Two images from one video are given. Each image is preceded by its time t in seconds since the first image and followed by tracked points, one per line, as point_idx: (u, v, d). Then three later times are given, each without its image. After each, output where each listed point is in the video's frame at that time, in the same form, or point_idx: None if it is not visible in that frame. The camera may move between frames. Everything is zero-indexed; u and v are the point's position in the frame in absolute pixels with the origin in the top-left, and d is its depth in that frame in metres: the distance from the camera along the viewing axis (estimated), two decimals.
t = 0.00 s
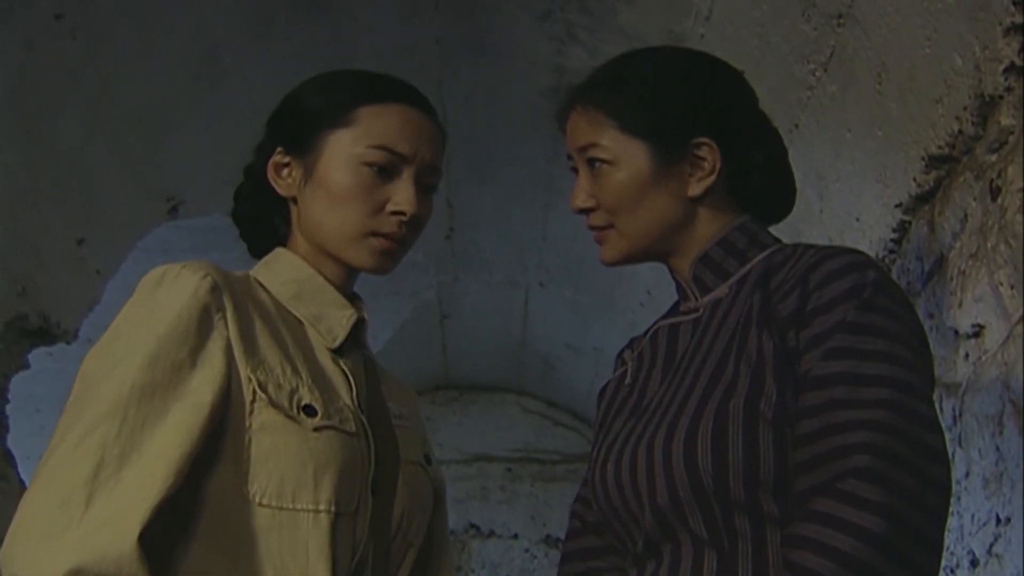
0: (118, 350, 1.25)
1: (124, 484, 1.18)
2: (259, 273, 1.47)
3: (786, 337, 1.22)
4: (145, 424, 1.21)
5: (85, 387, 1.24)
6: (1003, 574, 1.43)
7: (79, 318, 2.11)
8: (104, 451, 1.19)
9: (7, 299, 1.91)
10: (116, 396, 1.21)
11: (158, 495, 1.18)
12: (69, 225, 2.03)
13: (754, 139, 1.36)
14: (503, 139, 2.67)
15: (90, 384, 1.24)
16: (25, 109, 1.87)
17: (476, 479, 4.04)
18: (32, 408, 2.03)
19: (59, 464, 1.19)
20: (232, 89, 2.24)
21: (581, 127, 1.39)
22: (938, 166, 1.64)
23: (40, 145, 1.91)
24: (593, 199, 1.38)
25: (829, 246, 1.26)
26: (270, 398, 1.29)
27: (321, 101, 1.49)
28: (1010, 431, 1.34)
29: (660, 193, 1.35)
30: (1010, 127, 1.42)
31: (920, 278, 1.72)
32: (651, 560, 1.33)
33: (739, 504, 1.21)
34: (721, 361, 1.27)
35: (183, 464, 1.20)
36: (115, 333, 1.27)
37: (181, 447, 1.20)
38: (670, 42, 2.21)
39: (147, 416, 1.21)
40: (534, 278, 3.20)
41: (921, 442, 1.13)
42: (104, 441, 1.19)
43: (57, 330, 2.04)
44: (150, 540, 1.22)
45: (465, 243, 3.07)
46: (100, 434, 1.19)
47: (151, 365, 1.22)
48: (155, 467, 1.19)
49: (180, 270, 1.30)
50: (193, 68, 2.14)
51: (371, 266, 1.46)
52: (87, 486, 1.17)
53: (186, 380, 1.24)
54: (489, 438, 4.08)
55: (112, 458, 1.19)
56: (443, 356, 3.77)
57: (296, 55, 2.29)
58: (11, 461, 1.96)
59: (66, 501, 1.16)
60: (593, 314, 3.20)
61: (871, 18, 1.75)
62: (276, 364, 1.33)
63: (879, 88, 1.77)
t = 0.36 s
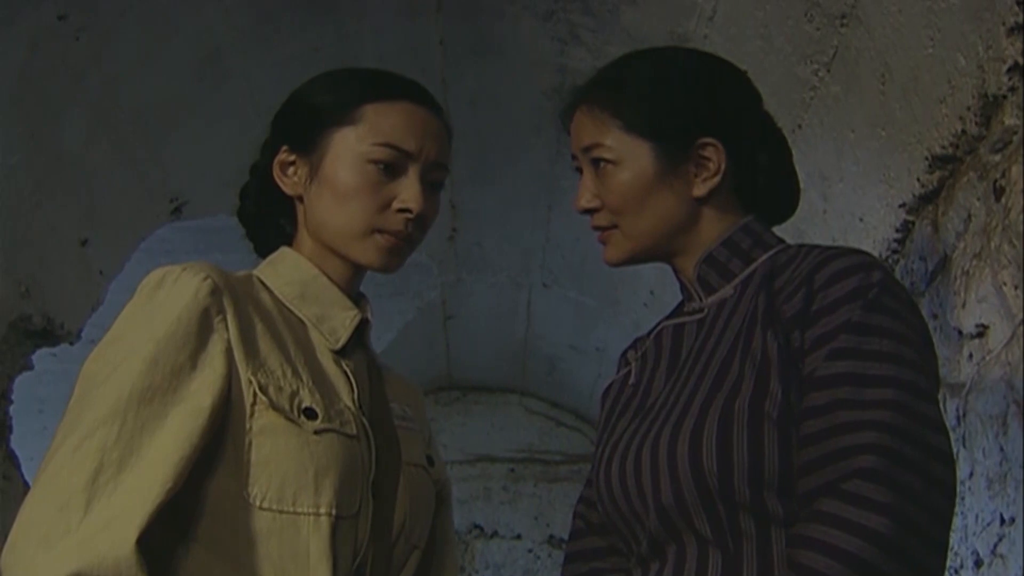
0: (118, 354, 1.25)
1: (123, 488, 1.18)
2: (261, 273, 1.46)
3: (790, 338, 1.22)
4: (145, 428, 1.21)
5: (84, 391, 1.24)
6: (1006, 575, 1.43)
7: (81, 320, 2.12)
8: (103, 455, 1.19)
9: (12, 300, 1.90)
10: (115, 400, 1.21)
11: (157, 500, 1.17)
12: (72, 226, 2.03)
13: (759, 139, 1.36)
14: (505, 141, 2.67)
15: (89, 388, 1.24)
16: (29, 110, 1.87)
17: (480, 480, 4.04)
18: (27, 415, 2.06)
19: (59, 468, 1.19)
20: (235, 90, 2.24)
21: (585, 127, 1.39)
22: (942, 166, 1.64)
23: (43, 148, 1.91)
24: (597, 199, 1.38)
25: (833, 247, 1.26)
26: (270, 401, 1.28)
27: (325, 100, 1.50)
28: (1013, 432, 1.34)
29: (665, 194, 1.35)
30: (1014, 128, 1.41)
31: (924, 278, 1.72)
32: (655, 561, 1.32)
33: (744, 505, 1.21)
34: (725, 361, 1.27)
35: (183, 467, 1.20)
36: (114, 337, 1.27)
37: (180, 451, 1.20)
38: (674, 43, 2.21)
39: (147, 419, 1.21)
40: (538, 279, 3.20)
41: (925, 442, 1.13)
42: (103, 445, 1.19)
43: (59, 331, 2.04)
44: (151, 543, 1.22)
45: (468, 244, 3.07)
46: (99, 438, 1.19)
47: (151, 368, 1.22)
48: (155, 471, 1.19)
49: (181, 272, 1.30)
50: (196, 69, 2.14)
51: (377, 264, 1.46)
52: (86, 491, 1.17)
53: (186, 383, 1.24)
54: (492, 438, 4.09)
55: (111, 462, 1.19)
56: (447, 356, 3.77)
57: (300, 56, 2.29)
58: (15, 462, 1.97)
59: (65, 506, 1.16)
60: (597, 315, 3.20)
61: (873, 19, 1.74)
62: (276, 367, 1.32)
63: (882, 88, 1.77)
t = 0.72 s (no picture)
0: (123, 350, 1.25)
1: (128, 484, 1.18)
2: (266, 269, 1.46)
3: (795, 338, 1.22)
4: (149, 424, 1.21)
5: (90, 388, 1.24)
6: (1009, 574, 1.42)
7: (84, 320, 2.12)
8: (108, 452, 1.19)
9: (15, 300, 1.89)
10: (120, 396, 1.21)
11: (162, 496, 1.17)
12: (75, 225, 2.03)
13: (763, 138, 1.36)
14: (507, 141, 2.67)
15: (94, 385, 1.24)
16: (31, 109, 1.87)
17: (483, 480, 4.04)
18: (30, 410, 2.08)
19: (63, 465, 1.19)
20: (238, 90, 2.24)
21: (590, 127, 1.39)
22: (944, 165, 1.64)
23: (46, 148, 1.91)
24: (601, 199, 1.38)
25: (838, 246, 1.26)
26: (275, 398, 1.29)
27: (329, 99, 1.50)
28: (1016, 431, 1.34)
29: (669, 193, 1.35)
30: (1016, 127, 1.41)
31: (927, 277, 1.72)
32: (660, 560, 1.32)
33: (748, 504, 1.21)
34: (730, 361, 1.27)
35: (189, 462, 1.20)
36: (120, 334, 1.27)
37: (185, 446, 1.20)
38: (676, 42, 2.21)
39: (152, 415, 1.21)
40: (540, 279, 3.20)
41: (930, 442, 1.13)
42: (108, 441, 1.19)
43: (61, 330, 2.04)
44: (155, 540, 1.21)
45: (470, 244, 3.07)
46: (104, 434, 1.20)
47: (156, 364, 1.22)
48: (160, 466, 1.19)
49: (186, 268, 1.30)
50: (198, 69, 2.14)
51: (377, 265, 1.46)
52: (91, 487, 1.17)
53: (191, 379, 1.24)
54: (495, 439, 4.08)
55: (117, 459, 1.19)
56: (448, 356, 3.77)
57: (303, 55, 2.29)
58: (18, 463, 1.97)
59: (71, 502, 1.17)
60: (600, 315, 3.20)
61: (876, 18, 1.75)
62: (281, 363, 1.32)
63: (884, 88, 1.77)
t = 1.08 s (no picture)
0: (133, 346, 1.25)
1: (139, 479, 1.18)
2: (271, 270, 1.47)
3: (799, 338, 1.22)
4: (160, 419, 1.21)
5: (101, 383, 1.24)
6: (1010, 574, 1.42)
7: (85, 319, 2.10)
8: (119, 446, 1.19)
9: (15, 300, 1.89)
10: (131, 392, 1.21)
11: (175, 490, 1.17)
12: (75, 225, 2.03)
13: (768, 139, 1.36)
14: (508, 142, 2.67)
15: (104, 379, 1.23)
16: (31, 109, 1.87)
17: (484, 479, 4.04)
18: (41, 412, 2.06)
19: (74, 459, 1.19)
20: (239, 91, 2.23)
21: (594, 128, 1.39)
22: (945, 165, 1.64)
23: (45, 148, 1.91)
24: (606, 199, 1.38)
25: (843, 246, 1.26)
26: (284, 394, 1.29)
27: (331, 99, 1.50)
28: (1017, 431, 1.34)
29: (673, 194, 1.35)
30: (1017, 127, 1.41)
31: (929, 277, 1.72)
32: (663, 559, 1.32)
33: (752, 505, 1.21)
34: (734, 361, 1.27)
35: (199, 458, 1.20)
36: (129, 328, 1.27)
37: (196, 443, 1.20)
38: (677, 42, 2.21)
39: (163, 411, 1.21)
40: (541, 279, 3.19)
41: (934, 444, 1.13)
42: (119, 436, 1.19)
43: (63, 331, 2.03)
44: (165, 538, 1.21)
45: (470, 244, 3.07)
46: (115, 430, 1.19)
47: (168, 360, 1.22)
48: (174, 460, 1.19)
49: (195, 265, 1.30)
50: (199, 68, 2.13)
51: (375, 267, 1.46)
52: (103, 482, 1.17)
53: (201, 376, 1.24)
54: (495, 439, 4.09)
55: (128, 454, 1.19)
56: (449, 356, 3.77)
57: (305, 55, 2.28)
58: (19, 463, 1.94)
59: (82, 496, 1.16)
60: (601, 315, 3.20)
61: (877, 18, 1.75)
62: (290, 360, 1.33)
63: (885, 88, 1.77)
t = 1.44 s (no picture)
0: (144, 350, 1.25)
1: (148, 481, 1.18)
2: (287, 276, 1.47)
3: (802, 338, 1.22)
4: (169, 423, 1.21)
5: (113, 387, 1.24)
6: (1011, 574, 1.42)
7: (86, 320, 2.11)
8: (129, 451, 1.19)
9: (17, 300, 1.89)
10: (140, 396, 1.21)
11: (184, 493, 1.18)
12: (76, 223, 2.03)
13: (772, 139, 1.36)
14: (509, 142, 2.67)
15: (115, 384, 1.24)
16: (34, 109, 1.87)
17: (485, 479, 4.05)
18: (38, 419, 2.03)
19: (86, 464, 1.19)
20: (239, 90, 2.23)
21: (598, 128, 1.38)
22: (947, 164, 1.65)
23: (46, 148, 1.91)
24: (609, 199, 1.38)
25: (847, 246, 1.26)
26: (292, 396, 1.28)
27: (328, 102, 1.49)
28: (1017, 431, 1.34)
29: (678, 194, 1.35)
30: (1017, 128, 1.41)
31: (929, 276, 1.72)
32: (666, 560, 1.32)
33: (756, 505, 1.21)
34: (738, 361, 1.27)
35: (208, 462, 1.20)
36: (140, 334, 1.27)
37: (206, 448, 1.20)
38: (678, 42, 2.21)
39: (172, 414, 1.21)
40: (543, 279, 3.19)
41: (939, 444, 1.13)
42: (128, 440, 1.19)
43: (64, 331, 2.03)
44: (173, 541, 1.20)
45: (472, 244, 3.07)
46: (125, 434, 1.19)
47: (177, 364, 1.22)
48: (183, 464, 1.19)
49: (203, 271, 1.30)
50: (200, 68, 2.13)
51: (377, 267, 1.47)
52: (112, 485, 1.17)
53: (210, 378, 1.24)
54: (497, 439, 4.09)
55: (137, 458, 1.19)
56: (450, 356, 3.77)
57: (307, 56, 2.28)
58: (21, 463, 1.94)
59: (93, 499, 1.17)
60: (602, 315, 3.20)
61: (880, 19, 1.75)
62: (301, 361, 1.32)
63: (887, 87, 1.77)
